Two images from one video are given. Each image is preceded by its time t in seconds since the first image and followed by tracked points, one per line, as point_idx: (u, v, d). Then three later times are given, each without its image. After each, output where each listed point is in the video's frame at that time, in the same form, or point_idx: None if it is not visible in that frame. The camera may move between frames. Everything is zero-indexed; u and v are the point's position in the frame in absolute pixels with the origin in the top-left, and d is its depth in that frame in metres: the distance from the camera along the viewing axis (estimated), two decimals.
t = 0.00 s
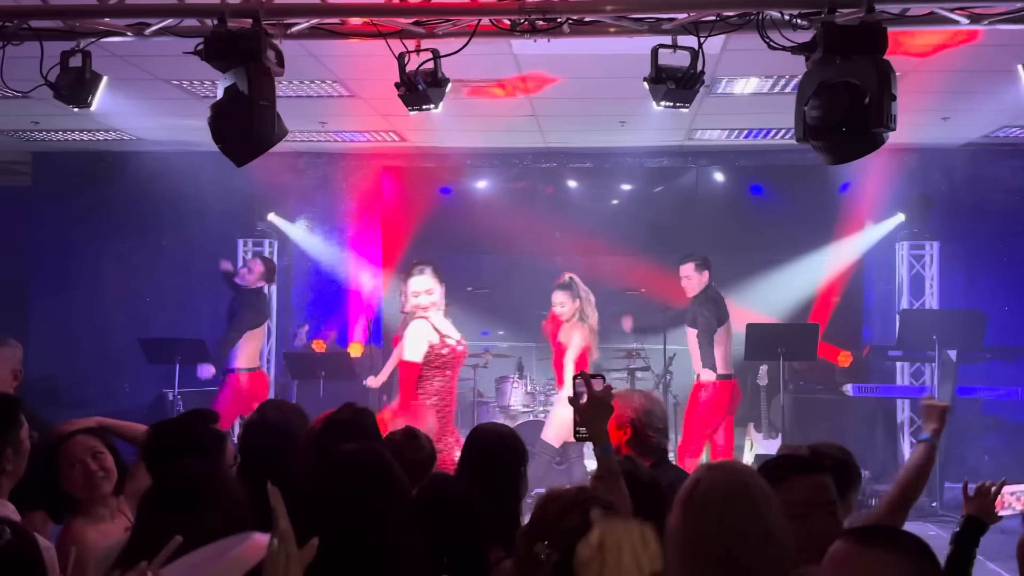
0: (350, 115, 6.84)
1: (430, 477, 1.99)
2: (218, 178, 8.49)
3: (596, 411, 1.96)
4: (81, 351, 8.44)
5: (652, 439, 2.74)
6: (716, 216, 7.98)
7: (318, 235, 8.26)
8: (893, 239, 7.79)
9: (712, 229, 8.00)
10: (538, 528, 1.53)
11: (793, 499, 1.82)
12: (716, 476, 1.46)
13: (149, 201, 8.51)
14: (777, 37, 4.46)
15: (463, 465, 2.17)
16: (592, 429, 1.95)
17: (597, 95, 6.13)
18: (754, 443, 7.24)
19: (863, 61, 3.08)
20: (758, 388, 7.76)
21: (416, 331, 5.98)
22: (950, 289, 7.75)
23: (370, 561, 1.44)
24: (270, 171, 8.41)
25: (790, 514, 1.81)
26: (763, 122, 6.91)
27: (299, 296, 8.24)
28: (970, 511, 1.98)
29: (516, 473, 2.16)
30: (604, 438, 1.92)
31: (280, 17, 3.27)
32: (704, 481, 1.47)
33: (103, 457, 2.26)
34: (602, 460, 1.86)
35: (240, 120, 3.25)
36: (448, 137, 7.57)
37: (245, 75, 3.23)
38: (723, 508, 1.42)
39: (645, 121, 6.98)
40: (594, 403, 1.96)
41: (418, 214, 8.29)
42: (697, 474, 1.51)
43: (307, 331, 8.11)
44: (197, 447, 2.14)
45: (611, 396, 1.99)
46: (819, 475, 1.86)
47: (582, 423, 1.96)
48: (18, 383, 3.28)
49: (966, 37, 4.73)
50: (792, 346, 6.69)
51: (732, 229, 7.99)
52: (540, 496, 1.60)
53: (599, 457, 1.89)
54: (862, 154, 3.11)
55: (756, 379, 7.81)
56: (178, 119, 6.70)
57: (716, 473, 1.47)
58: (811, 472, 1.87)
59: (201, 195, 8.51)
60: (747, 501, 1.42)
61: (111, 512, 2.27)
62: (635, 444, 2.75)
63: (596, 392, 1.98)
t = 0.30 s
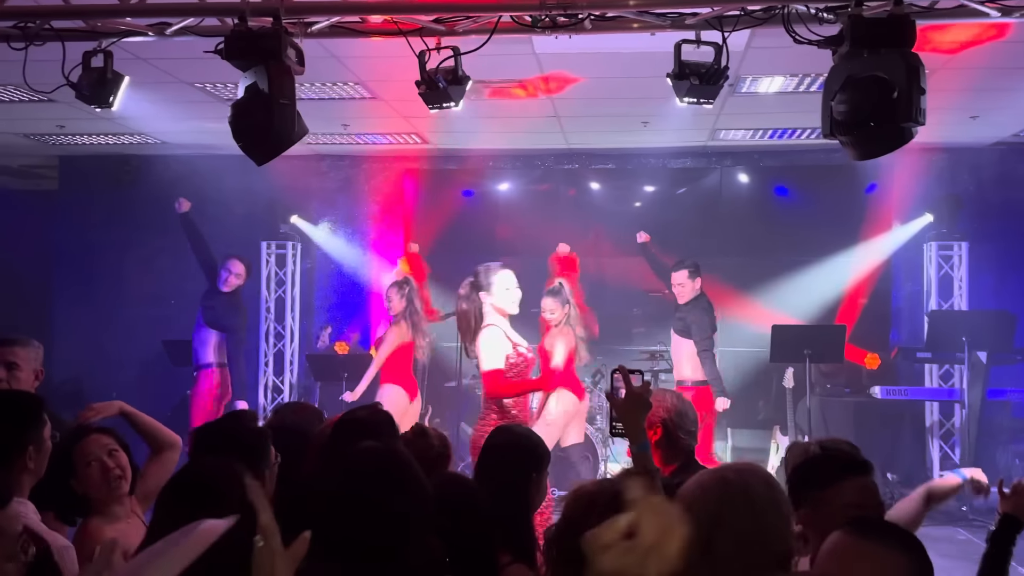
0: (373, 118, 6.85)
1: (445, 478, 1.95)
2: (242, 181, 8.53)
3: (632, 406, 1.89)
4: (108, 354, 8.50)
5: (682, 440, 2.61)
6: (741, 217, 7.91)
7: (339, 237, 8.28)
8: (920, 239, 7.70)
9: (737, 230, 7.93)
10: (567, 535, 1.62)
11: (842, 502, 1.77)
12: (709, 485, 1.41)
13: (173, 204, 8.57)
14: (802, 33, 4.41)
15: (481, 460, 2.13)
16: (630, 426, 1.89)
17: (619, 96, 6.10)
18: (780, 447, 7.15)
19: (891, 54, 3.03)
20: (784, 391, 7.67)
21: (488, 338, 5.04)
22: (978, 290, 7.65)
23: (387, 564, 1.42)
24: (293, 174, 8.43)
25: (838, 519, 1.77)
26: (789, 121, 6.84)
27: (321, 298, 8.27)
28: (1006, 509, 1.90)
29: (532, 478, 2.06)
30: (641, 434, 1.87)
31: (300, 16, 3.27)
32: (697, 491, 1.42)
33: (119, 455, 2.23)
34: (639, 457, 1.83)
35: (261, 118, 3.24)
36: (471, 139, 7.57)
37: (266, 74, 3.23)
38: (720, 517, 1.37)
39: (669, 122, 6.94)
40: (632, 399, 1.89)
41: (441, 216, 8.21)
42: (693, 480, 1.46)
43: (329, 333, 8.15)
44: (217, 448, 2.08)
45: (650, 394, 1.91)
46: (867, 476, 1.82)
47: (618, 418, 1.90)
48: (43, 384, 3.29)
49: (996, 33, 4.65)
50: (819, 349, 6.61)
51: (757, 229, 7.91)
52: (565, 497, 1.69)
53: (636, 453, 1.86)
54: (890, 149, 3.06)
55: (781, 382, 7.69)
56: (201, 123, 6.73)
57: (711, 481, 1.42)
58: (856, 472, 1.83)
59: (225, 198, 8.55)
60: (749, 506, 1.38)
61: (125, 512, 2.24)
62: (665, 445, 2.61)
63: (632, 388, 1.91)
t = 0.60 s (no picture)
0: (397, 122, 6.85)
1: (455, 483, 1.91)
2: (267, 186, 8.57)
3: (652, 412, 1.85)
4: (134, 359, 8.57)
5: (710, 447, 2.53)
6: (768, 221, 7.82)
7: (365, 241, 8.27)
8: (953, 243, 7.56)
9: (764, 234, 7.84)
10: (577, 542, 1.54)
11: (861, 519, 1.75)
12: (740, 496, 1.45)
13: (199, 210, 8.62)
14: (829, 32, 4.34)
15: (492, 464, 2.09)
16: (648, 430, 1.85)
17: (644, 99, 6.05)
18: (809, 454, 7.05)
19: (920, 53, 2.97)
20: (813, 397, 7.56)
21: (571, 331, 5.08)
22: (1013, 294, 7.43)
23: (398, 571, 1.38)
24: (317, 179, 8.45)
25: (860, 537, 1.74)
26: (818, 123, 6.74)
27: (346, 303, 8.24)
28: None
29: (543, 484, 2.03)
30: (662, 439, 1.83)
31: (319, 18, 3.25)
32: (725, 503, 1.46)
33: (140, 459, 2.17)
34: (658, 463, 1.79)
35: (279, 121, 3.23)
36: (496, 143, 7.55)
37: (285, 77, 3.22)
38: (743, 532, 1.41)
39: (695, 125, 6.87)
40: (650, 402, 1.85)
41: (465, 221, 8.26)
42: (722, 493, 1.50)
43: (354, 338, 8.13)
44: (236, 452, 2.06)
45: (668, 396, 1.87)
46: (883, 486, 1.79)
47: (637, 421, 1.86)
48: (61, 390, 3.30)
49: None
50: (848, 355, 6.50)
51: (784, 233, 7.81)
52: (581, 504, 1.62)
53: (656, 458, 1.83)
54: (919, 149, 2.99)
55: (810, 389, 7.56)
56: (226, 129, 6.77)
57: (742, 490, 1.46)
58: (872, 483, 1.80)
59: (251, 203, 8.59)
60: (780, 521, 1.42)
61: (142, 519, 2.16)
62: (692, 454, 2.53)
63: (651, 391, 1.86)
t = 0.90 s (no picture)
0: (418, 124, 6.84)
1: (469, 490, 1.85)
2: (290, 188, 8.60)
3: (668, 418, 1.74)
4: (158, 360, 8.63)
5: (728, 452, 2.49)
6: (794, 222, 7.74)
7: (387, 243, 8.28)
8: (982, 245, 7.44)
9: (789, 236, 7.75)
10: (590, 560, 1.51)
11: (888, 524, 1.78)
12: (773, 511, 1.36)
13: (223, 212, 8.67)
14: (853, 29, 4.27)
15: (501, 469, 2.08)
16: (667, 437, 1.75)
17: (667, 99, 6.00)
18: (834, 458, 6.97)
19: (946, 51, 2.91)
20: (839, 401, 7.47)
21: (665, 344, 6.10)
22: None
23: None
24: (340, 181, 8.47)
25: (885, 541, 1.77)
26: (843, 123, 6.65)
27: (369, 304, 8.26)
28: None
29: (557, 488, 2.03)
30: (680, 445, 1.72)
31: (337, 20, 3.24)
32: (755, 517, 1.37)
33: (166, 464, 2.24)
34: (676, 471, 1.69)
35: (296, 123, 3.23)
36: (518, 145, 7.53)
37: (302, 80, 3.22)
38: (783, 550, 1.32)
39: (718, 126, 6.81)
40: (668, 408, 1.75)
41: (488, 223, 8.26)
42: (750, 506, 1.41)
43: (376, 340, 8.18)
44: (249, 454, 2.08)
45: (688, 402, 1.76)
46: (908, 491, 1.82)
47: (653, 427, 1.75)
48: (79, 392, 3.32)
49: None
50: (874, 358, 6.41)
51: (810, 235, 7.71)
52: (587, 522, 1.59)
53: (675, 465, 1.71)
54: (945, 149, 2.94)
55: (836, 392, 7.46)
56: (249, 131, 6.80)
57: (776, 504, 1.37)
58: (896, 488, 1.82)
59: (275, 205, 8.62)
60: (816, 530, 1.35)
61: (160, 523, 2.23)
62: (708, 460, 2.49)
63: (669, 396, 1.76)
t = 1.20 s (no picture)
0: (448, 122, 6.84)
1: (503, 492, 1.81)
2: (321, 187, 8.64)
3: (710, 407, 1.59)
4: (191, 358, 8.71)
5: (762, 454, 2.44)
6: (828, 221, 7.63)
7: (417, 241, 8.29)
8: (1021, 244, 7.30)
9: (824, 235, 7.65)
10: None
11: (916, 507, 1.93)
12: (897, 503, 1.21)
13: (255, 210, 8.73)
14: (891, 24, 4.19)
15: (530, 471, 2.09)
16: (703, 423, 1.60)
17: (699, 96, 5.94)
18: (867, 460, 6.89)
19: (988, 46, 2.84)
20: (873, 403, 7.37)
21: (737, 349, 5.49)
22: None
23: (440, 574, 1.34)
24: (370, 180, 8.49)
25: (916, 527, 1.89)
26: (879, 120, 6.53)
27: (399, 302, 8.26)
28: None
29: (588, 488, 2.06)
30: (719, 432, 1.60)
31: (367, 17, 3.23)
32: (878, 512, 1.22)
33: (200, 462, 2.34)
34: (713, 459, 1.58)
35: (327, 122, 3.23)
36: (550, 143, 7.51)
37: (332, 77, 3.21)
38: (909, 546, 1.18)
39: (752, 123, 6.73)
40: (708, 393, 1.59)
41: (519, 223, 8.23)
42: (852, 516, 1.25)
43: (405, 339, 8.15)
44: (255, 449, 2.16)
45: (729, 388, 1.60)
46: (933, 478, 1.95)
47: (690, 414, 1.62)
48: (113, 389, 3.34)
49: None
50: (911, 359, 6.30)
51: (845, 234, 7.61)
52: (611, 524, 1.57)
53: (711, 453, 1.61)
54: (986, 146, 2.86)
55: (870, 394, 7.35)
56: (280, 130, 6.84)
57: (886, 505, 1.22)
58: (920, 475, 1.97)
59: (306, 203, 8.67)
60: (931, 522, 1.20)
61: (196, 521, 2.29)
62: (743, 461, 2.45)
63: (710, 380, 1.60)
